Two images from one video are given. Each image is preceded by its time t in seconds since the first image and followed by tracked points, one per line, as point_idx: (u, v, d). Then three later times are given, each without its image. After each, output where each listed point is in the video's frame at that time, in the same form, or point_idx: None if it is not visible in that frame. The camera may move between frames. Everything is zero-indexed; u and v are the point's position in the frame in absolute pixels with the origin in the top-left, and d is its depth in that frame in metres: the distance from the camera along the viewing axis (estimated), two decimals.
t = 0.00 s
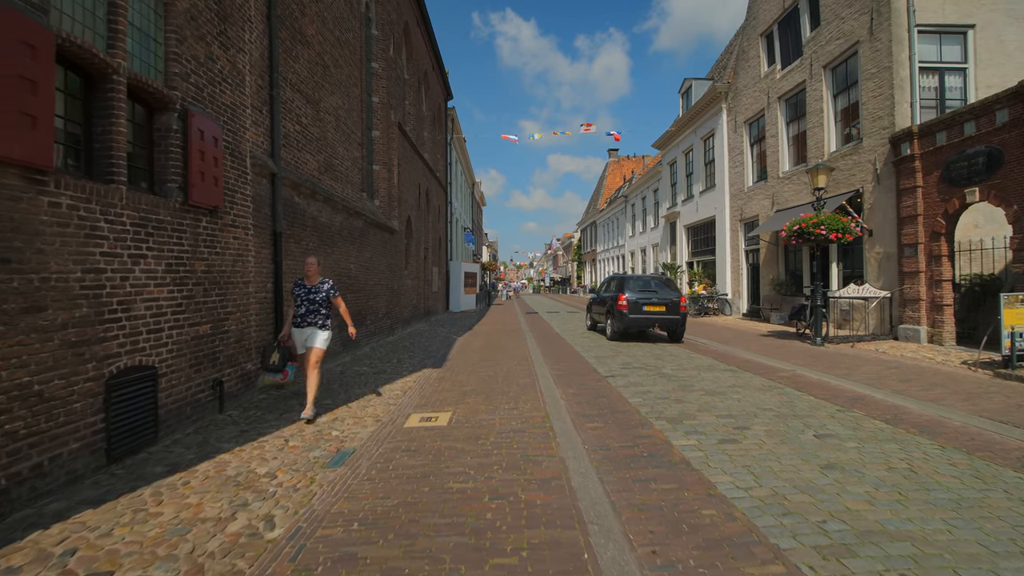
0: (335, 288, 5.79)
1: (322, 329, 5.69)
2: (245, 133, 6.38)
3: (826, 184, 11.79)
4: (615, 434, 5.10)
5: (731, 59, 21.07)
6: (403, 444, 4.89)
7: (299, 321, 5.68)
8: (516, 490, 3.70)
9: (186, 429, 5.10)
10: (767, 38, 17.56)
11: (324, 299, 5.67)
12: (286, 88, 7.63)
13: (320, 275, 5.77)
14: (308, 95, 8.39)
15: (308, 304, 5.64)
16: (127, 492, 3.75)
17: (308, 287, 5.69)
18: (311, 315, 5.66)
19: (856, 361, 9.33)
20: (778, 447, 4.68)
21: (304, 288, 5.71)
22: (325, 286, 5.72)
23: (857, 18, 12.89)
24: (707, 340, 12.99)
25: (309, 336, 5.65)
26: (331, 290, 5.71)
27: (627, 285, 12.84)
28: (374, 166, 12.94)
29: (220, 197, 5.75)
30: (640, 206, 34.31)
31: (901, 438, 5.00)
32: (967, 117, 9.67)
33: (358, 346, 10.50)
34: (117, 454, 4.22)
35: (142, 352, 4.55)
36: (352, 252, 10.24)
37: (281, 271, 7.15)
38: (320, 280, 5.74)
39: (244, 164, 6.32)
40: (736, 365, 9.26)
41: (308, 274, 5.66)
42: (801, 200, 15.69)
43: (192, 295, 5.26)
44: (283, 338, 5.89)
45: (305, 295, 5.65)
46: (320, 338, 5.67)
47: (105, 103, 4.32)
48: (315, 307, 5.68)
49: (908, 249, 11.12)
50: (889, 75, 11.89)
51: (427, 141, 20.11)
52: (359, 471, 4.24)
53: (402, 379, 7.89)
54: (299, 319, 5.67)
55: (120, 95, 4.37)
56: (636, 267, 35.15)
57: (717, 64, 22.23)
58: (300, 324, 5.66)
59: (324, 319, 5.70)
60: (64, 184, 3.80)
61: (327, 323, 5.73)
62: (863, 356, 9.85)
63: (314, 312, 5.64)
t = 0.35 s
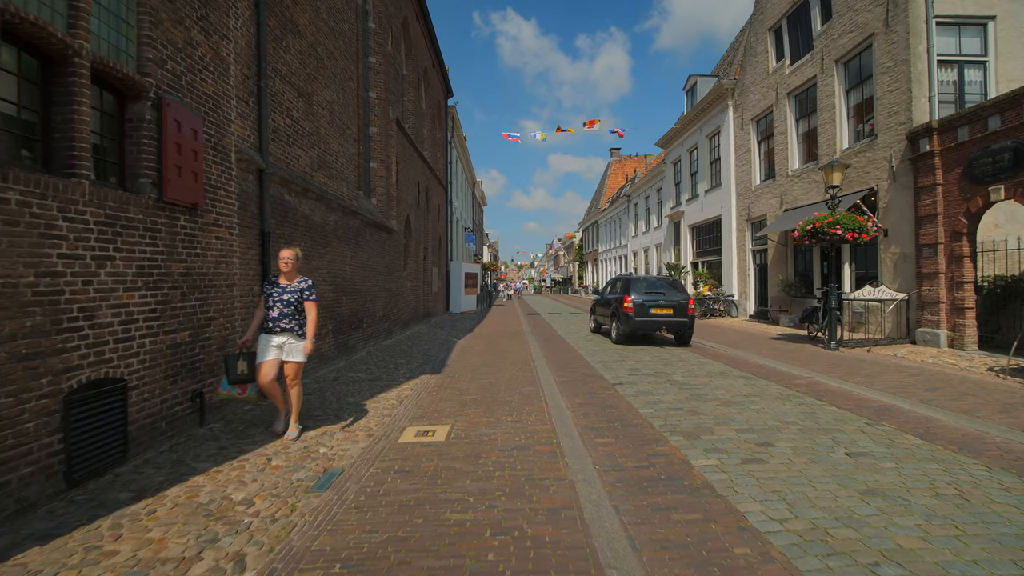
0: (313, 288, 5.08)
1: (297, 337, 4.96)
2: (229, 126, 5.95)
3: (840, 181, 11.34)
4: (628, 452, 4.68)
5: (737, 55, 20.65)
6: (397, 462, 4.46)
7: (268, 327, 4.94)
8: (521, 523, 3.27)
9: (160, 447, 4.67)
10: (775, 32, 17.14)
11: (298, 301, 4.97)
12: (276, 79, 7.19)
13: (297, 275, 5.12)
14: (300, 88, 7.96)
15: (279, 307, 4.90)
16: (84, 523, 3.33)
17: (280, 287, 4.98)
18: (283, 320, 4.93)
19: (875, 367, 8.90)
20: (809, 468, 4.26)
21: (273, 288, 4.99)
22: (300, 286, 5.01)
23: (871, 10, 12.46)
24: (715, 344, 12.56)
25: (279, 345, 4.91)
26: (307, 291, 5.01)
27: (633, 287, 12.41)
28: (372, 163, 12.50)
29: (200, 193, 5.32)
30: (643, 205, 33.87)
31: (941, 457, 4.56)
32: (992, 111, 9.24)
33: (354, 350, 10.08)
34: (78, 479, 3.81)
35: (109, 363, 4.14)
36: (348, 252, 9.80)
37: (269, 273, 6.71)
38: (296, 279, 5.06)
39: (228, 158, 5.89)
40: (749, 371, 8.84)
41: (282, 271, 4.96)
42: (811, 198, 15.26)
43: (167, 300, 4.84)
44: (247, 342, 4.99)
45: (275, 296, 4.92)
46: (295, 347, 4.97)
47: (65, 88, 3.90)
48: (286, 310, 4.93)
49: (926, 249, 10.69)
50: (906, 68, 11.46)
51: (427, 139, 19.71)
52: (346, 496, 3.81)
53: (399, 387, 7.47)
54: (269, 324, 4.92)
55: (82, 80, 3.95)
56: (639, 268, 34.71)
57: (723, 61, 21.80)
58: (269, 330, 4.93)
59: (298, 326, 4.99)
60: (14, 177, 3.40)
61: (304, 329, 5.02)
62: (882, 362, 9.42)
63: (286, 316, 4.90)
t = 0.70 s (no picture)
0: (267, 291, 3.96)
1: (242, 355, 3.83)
2: (207, 109, 5.44)
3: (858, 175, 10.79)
4: (645, 469, 4.19)
5: (744, 48, 20.17)
6: (386, 481, 3.96)
7: (202, 343, 3.72)
8: (529, 560, 2.78)
9: (122, 462, 4.20)
10: (785, 24, 16.65)
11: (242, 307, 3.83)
12: (260, 62, 6.68)
13: (239, 275, 3.98)
14: (288, 73, 7.45)
15: (217, 316, 3.74)
16: (15, 559, 2.85)
17: (218, 290, 3.81)
18: (223, 333, 3.75)
19: (899, 371, 8.41)
20: (851, 489, 3.77)
21: (208, 293, 3.80)
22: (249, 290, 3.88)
23: None
24: (725, 345, 12.08)
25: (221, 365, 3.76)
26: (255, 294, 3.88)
27: (639, 286, 11.91)
28: (368, 157, 11.99)
29: (172, 180, 4.81)
30: (646, 203, 33.38)
31: (998, 475, 4.06)
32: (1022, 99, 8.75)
33: (348, 352, 9.60)
34: (21, 504, 3.34)
35: (59, 370, 3.66)
36: (341, 249, 9.30)
37: (253, 270, 6.20)
38: (239, 280, 3.94)
39: (205, 143, 5.38)
40: (765, 375, 8.35)
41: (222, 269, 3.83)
42: (823, 194, 14.75)
43: (132, 298, 4.33)
44: (180, 361, 4.10)
45: (211, 302, 3.76)
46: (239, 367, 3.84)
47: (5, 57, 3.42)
48: (228, 320, 3.77)
49: (949, 246, 10.19)
50: (926, 57, 10.97)
51: (426, 134, 19.21)
52: (325, 524, 3.30)
53: (394, 393, 6.97)
54: (203, 339, 3.71)
55: (26, 48, 3.47)
56: (643, 267, 34.21)
57: (730, 55, 21.31)
58: (201, 347, 3.72)
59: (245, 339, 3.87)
60: None
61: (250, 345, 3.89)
62: (905, 365, 8.92)
63: (227, 328, 3.75)
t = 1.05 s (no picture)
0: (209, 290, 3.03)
1: (167, 374, 2.83)
2: (188, 96, 5.03)
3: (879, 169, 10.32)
4: (667, 490, 3.78)
5: (752, 44, 19.74)
6: (380, 505, 3.55)
7: (116, 360, 2.81)
8: None
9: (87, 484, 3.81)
10: (795, 17, 16.24)
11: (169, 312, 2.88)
12: (250, 49, 6.25)
13: (169, 270, 3.02)
14: (281, 61, 7.01)
15: (134, 325, 2.81)
16: None
17: (138, 290, 2.88)
18: (140, 345, 2.80)
19: (924, 376, 8.00)
20: (901, 516, 3.35)
21: (124, 292, 2.86)
22: (182, 289, 2.94)
23: None
24: (736, 348, 11.66)
25: (144, 392, 2.78)
26: (188, 295, 2.93)
27: (647, 286, 11.49)
28: (366, 153, 11.57)
29: (148, 172, 4.40)
30: (650, 202, 32.96)
31: None
32: None
33: (345, 355, 9.20)
34: None
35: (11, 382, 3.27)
36: (337, 248, 8.89)
37: (240, 270, 5.78)
38: (168, 276, 2.98)
39: (186, 133, 4.96)
40: (783, 380, 7.94)
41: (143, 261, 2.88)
42: (836, 192, 14.31)
43: (100, 301, 3.92)
44: (90, 382, 2.88)
45: (126, 306, 2.83)
46: (161, 391, 2.80)
47: None
48: (150, 328, 2.83)
49: (972, 245, 9.81)
50: (947, 48, 10.55)
51: (426, 131, 18.81)
52: (308, 558, 2.90)
53: (392, 400, 6.57)
54: (116, 355, 2.80)
55: None
56: (646, 267, 33.80)
57: (737, 50, 20.88)
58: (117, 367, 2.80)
59: (172, 354, 2.88)
60: None
61: (180, 359, 2.89)
62: (929, 369, 8.52)
63: (144, 340, 2.80)
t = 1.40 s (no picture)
0: (76, 302, 2.01)
1: None
2: (167, 80, 4.59)
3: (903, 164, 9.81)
4: (700, 519, 3.33)
5: (761, 38, 19.27)
6: (374, 537, 3.11)
7: None
8: None
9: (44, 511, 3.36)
10: (807, 9, 15.80)
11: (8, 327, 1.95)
12: (238, 32, 5.80)
13: (42, 265, 2.09)
14: (273, 47, 6.58)
15: None
16: None
17: None
18: None
19: (956, 382, 7.55)
20: (975, 554, 2.90)
21: None
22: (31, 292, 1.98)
23: None
24: (750, 351, 11.22)
25: None
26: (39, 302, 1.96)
27: (658, 286, 11.01)
28: (365, 148, 11.12)
29: (120, 161, 3.97)
30: (655, 201, 32.49)
31: None
32: None
33: (342, 359, 8.77)
34: None
35: None
36: (334, 246, 8.45)
37: (227, 270, 5.34)
38: (29, 273, 2.04)
39: (164, 119, 4.52)
40: (806, 387, 7.49)
41: None
42: (851, 189, 13.84)
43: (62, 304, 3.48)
44: None
45: None
46: None
47: None
48: None
49: (1002, 243, 9.44)
50: (973, 37, 10.09)
51: (428, 128, 18.37)
52: None
53: (391, 409, 6.14)
54: None
55: None
56: (651, 266, 33.33)
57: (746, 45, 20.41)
58: None
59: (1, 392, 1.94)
60: None
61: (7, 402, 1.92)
62: (959, 374, 8.08)
63: None
